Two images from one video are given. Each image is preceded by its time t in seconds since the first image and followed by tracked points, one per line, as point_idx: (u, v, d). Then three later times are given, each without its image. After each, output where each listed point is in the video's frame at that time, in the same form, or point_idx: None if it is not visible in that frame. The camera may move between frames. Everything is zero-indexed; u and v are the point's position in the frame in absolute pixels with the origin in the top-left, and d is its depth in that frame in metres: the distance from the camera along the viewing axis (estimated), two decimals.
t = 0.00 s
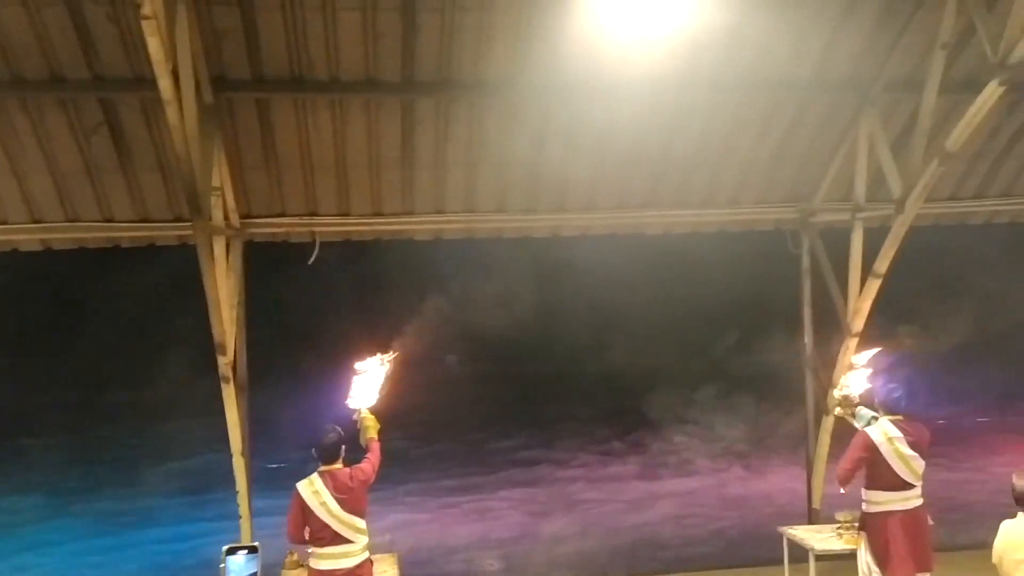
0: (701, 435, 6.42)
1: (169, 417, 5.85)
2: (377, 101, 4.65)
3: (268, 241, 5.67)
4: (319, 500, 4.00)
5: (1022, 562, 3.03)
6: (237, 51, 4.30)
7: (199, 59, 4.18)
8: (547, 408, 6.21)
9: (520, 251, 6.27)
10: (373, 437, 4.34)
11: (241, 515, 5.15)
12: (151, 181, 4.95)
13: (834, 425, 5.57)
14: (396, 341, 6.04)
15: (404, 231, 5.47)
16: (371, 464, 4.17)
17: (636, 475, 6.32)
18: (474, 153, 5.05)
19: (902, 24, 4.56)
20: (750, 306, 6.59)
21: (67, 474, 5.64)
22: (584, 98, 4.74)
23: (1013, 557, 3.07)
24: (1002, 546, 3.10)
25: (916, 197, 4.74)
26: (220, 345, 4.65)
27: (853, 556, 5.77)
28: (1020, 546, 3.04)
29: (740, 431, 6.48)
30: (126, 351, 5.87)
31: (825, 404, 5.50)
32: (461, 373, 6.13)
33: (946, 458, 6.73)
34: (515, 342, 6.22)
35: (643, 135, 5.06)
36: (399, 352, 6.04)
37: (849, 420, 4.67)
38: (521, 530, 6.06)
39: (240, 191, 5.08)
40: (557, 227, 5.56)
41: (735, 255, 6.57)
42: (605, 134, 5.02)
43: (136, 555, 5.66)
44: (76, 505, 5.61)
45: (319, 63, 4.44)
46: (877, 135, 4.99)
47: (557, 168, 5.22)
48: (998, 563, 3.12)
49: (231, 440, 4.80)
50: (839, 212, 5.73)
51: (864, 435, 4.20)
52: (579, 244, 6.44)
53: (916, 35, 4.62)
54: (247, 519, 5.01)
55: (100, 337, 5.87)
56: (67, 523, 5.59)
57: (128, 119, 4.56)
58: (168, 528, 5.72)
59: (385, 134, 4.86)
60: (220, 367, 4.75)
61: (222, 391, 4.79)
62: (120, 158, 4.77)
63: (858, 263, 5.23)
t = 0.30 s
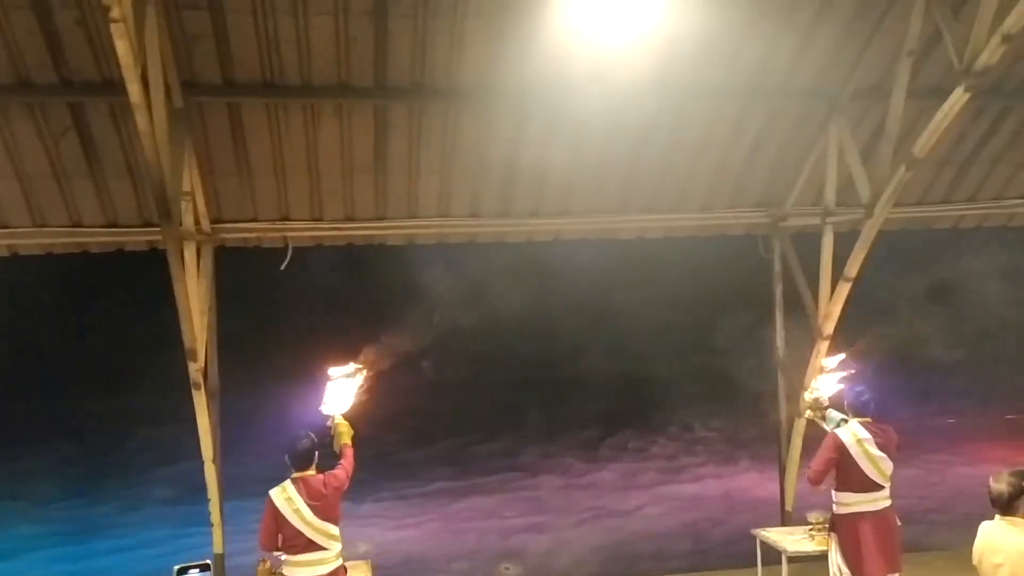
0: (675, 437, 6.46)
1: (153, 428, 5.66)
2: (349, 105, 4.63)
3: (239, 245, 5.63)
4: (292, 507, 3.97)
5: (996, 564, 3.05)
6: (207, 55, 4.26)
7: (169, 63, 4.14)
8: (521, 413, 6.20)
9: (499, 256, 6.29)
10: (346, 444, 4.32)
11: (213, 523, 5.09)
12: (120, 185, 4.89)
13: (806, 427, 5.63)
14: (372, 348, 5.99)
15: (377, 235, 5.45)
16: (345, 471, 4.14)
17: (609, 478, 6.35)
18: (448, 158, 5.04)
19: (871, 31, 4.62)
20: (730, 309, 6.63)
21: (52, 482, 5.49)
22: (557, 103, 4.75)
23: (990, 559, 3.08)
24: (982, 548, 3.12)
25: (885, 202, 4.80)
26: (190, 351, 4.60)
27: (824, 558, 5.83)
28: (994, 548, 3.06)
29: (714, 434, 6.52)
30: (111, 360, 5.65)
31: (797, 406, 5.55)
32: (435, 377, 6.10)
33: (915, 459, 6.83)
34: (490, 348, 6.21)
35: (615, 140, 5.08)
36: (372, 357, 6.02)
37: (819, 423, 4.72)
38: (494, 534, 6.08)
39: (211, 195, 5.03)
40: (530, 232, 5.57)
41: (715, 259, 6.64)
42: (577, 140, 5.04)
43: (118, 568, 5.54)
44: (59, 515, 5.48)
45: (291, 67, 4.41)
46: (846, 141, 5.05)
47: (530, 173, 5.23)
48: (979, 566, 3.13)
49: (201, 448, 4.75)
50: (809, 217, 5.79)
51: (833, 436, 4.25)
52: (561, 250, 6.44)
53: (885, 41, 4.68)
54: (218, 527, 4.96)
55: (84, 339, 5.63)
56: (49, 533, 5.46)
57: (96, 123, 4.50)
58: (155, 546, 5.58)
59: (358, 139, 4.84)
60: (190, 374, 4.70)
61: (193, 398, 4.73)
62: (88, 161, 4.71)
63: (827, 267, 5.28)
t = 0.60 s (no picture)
0: (658, 436, 6.50)
1: (143, 425, 5.71)
2: (332, 105, 4.61)
3: (222, 245, 5.60)
4: (276, 508, 3.94)
5: (983, 563, 2.82)
6: (188, 54, 4.24)
7: (150, 62, 4.11)
8: (507, 412, 6.22)
9: (488, 256, 6.39)
10: (330, 444, 4.27)
11: (195, 525, 5.06)
12: (101, 185, 4.86)
13: (788, 425, 5.67)
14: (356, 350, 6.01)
15: (360, 235, 5.44)
16: (329, 471, 4.10)
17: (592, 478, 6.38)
18: (431, 159, 5.05)
19: (850, 32, 4.66)
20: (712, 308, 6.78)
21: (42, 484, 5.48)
22: (541, 104, 4.76)
23: (977, 558, 2.85)
24: (967, 547, 2.89)
25: (865, 202, 4.83)
26: (172, 351, 4.56)
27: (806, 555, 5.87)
28: (981, 547, 2.83)
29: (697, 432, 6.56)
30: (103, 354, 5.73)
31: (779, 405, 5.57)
32: (421, 377, 6.10)
33: (895, 456, 6.90)
34: (480, 347, 6.27)
35: (598, 140, 5.09)
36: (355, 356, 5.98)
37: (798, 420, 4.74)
38: (477, 535, 6.09)
39: (192, 196, 5.00)
40: (514, 232, 5.57)
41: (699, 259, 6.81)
42: (561, 140, 5.05)
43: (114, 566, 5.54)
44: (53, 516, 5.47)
45: (273, 67, 4.39)
46: (826, 141, 5.09)
47: (513, 173, 5.24)
48: (965, 567, 2.90)
49: (183, 450, 4.72)
50: (790, 216, 5.83)
51: (813, 433, 4.27)
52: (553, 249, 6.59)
53: (864, 42, 4.72)
54: (200, 528, 4.93)
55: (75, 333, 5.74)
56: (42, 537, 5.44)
57: (76, 122, 4.47)
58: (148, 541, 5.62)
59: (340, 138, 4.82)
60: (172, 374, 4.66)
61: (175, 400, 4.70)
62: (69, 161, 4.68)
63: (809, 267, 5.32)
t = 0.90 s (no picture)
0: (636, 435, 6.66)
1: (128, 427, 5.69)
2: (318, 104, 4.60)
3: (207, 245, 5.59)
4: (263, 508, 3.88)
5: (968, 560, 2.72)
6: (172, 53, 4.22)
7: (134, 61, 4.09)
8: (491, 408, 6.37)
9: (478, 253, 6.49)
10: (317, 444, 4.20)
11: (181, 527, 5.02)
12: (86, 185, 4.83)
13: (774, 423, 5.69)
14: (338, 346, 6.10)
15: (347, 235, 5.43)
16: (316, 471, 4.06)
17: (576, 476, 6.49)
18: (418, 159, 5.05)
19: (835, 32, 4.68)
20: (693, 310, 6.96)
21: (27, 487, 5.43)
22: (528, 103, 4.76)
23: (963, 556, 2.75)
24: (954, 544, 2.79)
25: (850, 201, 4.87)
26: (157, 352, 4.53)
27: (793, 552, 5.91)
28: (967, 544, 2.72)
29: (678, 428, 6.76)
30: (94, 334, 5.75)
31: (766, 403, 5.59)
32: (410, 377, 6.21)
33: (871, 453, 7.06)
34: (467, 348, 6.40)
35: (585, 139, 5.10)
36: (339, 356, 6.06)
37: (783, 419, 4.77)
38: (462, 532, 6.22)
39: (177, 196, 4.98)
40: (501, 232, 5.58)
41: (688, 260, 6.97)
42: (547, 139, 5.06)
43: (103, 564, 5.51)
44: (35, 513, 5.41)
45: (259, 65, 4.37)
46: (811, 141, 5.11)
47: (500, 173, 5.25)
48: (951, 564, 2.80)
49: (169, 451, 4.69)
50: (776, 215, 5.86)
51: (799, 431, 4.28)
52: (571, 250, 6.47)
53: (849, 41, 4.73)
54: (187, 530, 4.90)
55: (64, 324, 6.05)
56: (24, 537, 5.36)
57: (61, 122, 4.44)
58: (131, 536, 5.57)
59: (327, 137, 4.80)
60: (157, 375, 4.62)
61: (160, 401, 4.67)
62: (52, 162, 4.65)
63: (794, 266, 5.35)
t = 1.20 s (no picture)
0: (621, 432, 6.81)
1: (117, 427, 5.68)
2: (309, 104, 4.59)
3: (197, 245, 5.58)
4: (253, 508, 3.85)
5: (951, 558, 2.73)
6: (161, 52, 4.20)
7: (122, 59, 4.07)
8: (482, 405, 6.59)
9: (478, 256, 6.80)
10: (308, 444, 4.18)
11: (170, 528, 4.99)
12: (74, 184, 4.81)
13: (765, 422, 5.71)
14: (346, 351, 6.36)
15: (337, 234, 5.42)
16: (306, 471, 4.03)
17: (564, 475, 6.54)
18: (409, 159, 5.05)
19: (824, 32, 4.70)
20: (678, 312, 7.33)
21: (19, 487, 5.44)
22: (519, 103, 4.76)
23: (948, 554, 2.76)
24: (939, 541, 2.80)
25: (839, 201, 4.88)
26: (146, 352, 4.50)
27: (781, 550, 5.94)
28: (952, 542, 2.73)
29: (664, 425, 6.86)
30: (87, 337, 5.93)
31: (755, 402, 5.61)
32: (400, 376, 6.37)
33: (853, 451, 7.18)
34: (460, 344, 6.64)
35: (576, 138, 5.10)
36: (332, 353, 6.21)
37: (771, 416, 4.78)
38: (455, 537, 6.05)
39: (167, 195, 4.96)
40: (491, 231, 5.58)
41: (678, 259, 7.25)
42: (538, 139, 5.06)
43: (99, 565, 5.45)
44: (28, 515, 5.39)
45: (248, 64, 4.36)
46: (801, 141, 5.13)
47: (490, 173, 5.25)
48: (935, 562, 2.81)
49: (159, 452, 4.67)
50: (766, 215, 5.88)
51: (788, 432, 4.29)
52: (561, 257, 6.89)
53: (839, 41, 4.75)
54: (176, 531, 4.87)
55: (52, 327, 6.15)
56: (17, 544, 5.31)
57: (49, 121, 4.42)
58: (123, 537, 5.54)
59: (317, 136, 4.79)
60: (146, 375, 4.59)
61: (150, 401, 4.64)
62: (40, 161, 4.63)
63: (784, 266, 5.36)
